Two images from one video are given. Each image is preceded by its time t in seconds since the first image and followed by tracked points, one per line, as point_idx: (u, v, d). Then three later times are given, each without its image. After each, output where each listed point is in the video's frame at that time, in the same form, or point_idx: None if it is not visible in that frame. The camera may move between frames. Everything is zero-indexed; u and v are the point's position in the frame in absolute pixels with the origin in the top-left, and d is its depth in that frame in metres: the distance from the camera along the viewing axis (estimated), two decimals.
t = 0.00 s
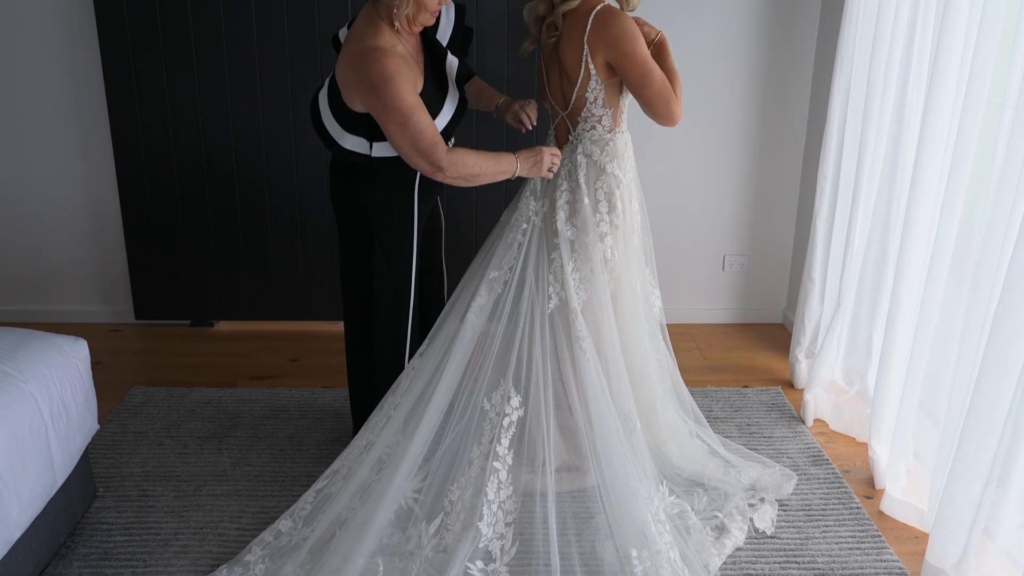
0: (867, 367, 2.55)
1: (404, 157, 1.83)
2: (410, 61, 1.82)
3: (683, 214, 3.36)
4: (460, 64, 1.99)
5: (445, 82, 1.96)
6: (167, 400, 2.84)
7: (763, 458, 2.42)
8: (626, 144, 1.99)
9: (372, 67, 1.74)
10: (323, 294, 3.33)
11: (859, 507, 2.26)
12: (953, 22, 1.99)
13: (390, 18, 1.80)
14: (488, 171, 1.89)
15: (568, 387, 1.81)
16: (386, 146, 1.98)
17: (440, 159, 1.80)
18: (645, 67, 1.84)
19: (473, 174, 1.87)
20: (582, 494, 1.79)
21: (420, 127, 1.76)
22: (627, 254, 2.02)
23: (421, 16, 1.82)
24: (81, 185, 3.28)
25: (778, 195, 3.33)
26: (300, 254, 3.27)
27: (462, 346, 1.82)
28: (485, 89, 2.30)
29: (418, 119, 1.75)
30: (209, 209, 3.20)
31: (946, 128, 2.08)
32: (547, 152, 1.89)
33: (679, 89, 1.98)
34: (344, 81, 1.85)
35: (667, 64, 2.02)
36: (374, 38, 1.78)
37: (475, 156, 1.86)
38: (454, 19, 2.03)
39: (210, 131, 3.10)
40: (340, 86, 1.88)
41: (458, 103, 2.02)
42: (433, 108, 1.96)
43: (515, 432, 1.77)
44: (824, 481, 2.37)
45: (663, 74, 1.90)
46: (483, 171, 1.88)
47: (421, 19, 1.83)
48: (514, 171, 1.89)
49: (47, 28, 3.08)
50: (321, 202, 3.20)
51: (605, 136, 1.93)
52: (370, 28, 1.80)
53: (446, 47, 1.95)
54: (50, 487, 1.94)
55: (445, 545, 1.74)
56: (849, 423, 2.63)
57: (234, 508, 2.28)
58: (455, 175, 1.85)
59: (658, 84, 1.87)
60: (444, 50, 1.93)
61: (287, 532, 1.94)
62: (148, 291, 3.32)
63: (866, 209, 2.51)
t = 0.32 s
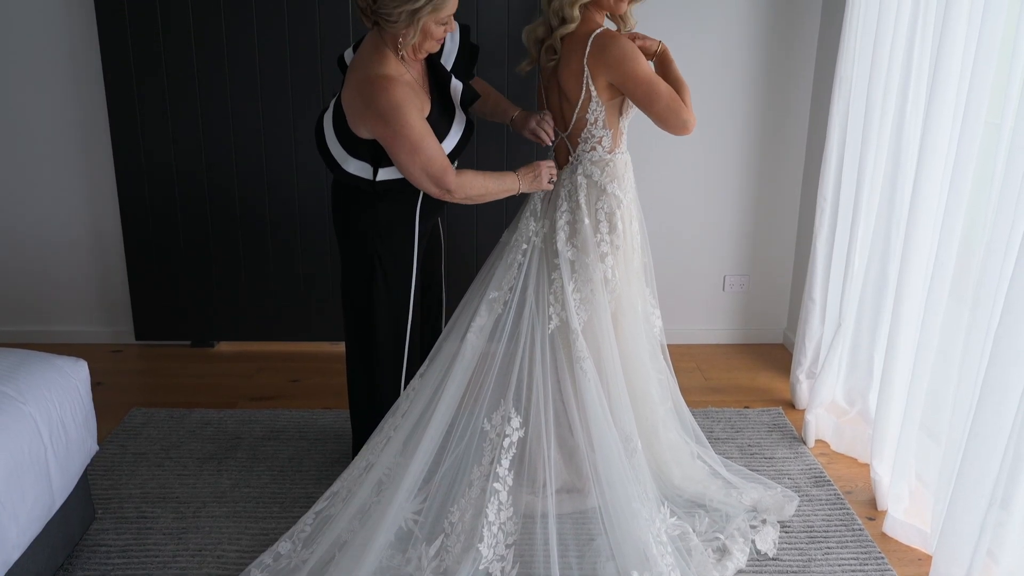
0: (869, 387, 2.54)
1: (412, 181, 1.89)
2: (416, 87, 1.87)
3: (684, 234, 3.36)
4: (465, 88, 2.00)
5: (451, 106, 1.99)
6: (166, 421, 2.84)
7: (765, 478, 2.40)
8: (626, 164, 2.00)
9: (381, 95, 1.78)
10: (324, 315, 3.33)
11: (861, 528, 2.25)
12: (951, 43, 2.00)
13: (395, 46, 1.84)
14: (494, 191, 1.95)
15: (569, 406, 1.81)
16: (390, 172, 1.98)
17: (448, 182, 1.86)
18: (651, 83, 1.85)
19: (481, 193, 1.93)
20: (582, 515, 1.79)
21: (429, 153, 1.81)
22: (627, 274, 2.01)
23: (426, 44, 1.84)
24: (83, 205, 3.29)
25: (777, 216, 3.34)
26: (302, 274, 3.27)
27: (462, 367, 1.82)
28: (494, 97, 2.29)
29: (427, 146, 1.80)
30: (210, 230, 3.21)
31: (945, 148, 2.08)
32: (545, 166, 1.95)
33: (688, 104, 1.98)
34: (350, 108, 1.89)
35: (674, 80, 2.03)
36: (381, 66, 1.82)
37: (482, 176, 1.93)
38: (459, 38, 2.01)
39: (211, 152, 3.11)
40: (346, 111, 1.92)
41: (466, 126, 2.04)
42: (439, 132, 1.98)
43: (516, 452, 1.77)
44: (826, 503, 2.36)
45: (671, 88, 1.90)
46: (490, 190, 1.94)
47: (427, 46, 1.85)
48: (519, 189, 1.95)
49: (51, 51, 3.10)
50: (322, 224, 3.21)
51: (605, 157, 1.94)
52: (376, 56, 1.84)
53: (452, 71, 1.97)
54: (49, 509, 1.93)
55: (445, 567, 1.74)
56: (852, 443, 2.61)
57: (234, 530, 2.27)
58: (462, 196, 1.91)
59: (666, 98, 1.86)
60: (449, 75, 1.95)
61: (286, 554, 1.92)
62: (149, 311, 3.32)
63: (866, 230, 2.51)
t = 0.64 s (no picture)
0: (870, 407, 2.54)
1: (417, 201, 1.92)
2: (420, 111, 1.88)
3: (684, 254, 3.37)
4: (471, 110, 2.02)
5: (457, 128, 2.00)
6: (166, 441, 2.83)
7: (767, 499, 2.38)
8: (625, 184, 1.99)
9: (386, 121, 1.79)
10: (324, 335, 3.33)
11: (864, 549, 2.23)
12: (949, 62, 2.02)
13: (399, 71, 1.85)
14: (498, 209, 1.97)
15: (569, 425, 1.81)
16: (396, 197, 1.99)
17: (453, 202, 1.89)
18: (655, 101, 1.86)
19: (485, 212, 1.95)
20: (583, 536, 1.80)
21: (435, 176, 1.84)
22: (627, 293, 2.01)
23: (431, 71, 1.86)
24: (85, 225, 3.30)
25: (777, 236, 3.35)
26: (302, 294, 3.27)
27: (461, 387, 1.83)
28: (509, 107, 2.29)
29: (433, 169, 1.83)
30: (211, 250, 3.22)
31: (944, 166, 2.09)
32: (544, 183, 1.98)
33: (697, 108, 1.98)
34: (355, 132, 1.91)
35: (674, 85, 2.03)
36: (386, 92, 1.83)
37: (485, 196, 1.95)
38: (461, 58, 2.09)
39: (213, 173, 3.13)
40: (351, 135, 1.93)
41: (471, 146, 2.04)
42: (445, 153, 2.00)
43: (517, 471, 1.78)
44: (828, 523, 2.35)
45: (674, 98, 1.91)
46: (494, 209, 1.97)
47: (431, 73, 1.87)
48: (521, 208, 1.98)
49: (53, 73, 3.12)
50: (323, 245, 3.21)
51: (604, 176, 1.94)
52: (380, 82, 1.85)
53: (458, 96, 2.00)
54: (47, 530, 1.92)
55: None
56: (853, 463, 2.60)
57: (232, 551, 2.26)
58: (467, 215, 1.94)
59: (671, 111, 1.88)
60: (454, 97, 1.97)
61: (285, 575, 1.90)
62: (150, 332, 3.32)
63: (866, 250, 2.52)
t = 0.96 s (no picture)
0: (871, 428, 2.53)
1: (417, 224, 1.92)
2: (421, 136, 1.90)
3: (683, 275, 3.37)
4: (473, 134, 2.05)
5: (459, 152, 2.01)
6: (165, 462, 2.82)
7: (769, 520, 2.36)
8: (623, 205, 1.99)
9: (387, 147, 1.80)
10: (324, 356, 3.32)
11: (866, 571, 2.22)
12: (946, 83, 2.03)
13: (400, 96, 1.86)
14: (497, 231, 1.98)
15: (568, 446, 1.82)
16: (395, 219, 2.00)
17: (452, 225, 1.90)
18: (660, 114, 1.88)
19: (484, 234, 1.96)
20: (585, 558, 1.80)
21: (435, 200, 1.85)
22: (626, 314, 2.00)
23: (432, 99, 1.87)
24: (85, 246, 3.31)
25: (777, 256, 3.36)
26: (302, 315, 3.27)
27: (460, 408, 1.84)
28: (513, 125, 2.30)
29: (433, 194, 1.84)
30: (212, 271, 3.22)
31: (943, 185, 2.09)
32: (542, 206, 1.99)
33: (700, 112, 2.01)
34: (357, 154, 1.92)
35: (673, 90, 2.06)
36: (387, 117, 1.84)
37: (484, 219, 1.96)
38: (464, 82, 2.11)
39: (215, 195, 3.14)
40: (352, 157, 1.95)
41: (471, 171, 2.06)
42: (446, 176, 2.00)
43: (517, 492, 1.78)
44: (830, 545, 2.33)
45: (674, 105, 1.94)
46: (493, 231, 1.97)
47: (432, 100, 1.88)
48: (520, 230, 1.99)
49: (55, 97, 3.14)
50: (324, 266, 3.22)
51: (603, 198, 1.94)
52: (382, 106, 1.86)
53: (459, 121, 2.02)
54: (45, 552, 1.91)
55: None
56: (854, 484, 2.59)
57: (230, 573, 2.25)
58: (467, 237, 1.95)
59: (677, 121, 1.90)
60: (456, 122, 1.99)
61: None
62: (150, 353, 3.33)
63: (865, 270, 2.52)
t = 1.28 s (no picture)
0: (872, 446, 2.52)
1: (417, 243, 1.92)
2: (422, 156, 1.90)
3: (684, 293, 3.37)
4: (473, 156, 2.06)
5: (460, 173, 2.03)
6: (164, 481, 2.81)
7: (770, 539, 2.33)
8: (623, 223, 2.00)
9: (388, 166, 1.81)
10: (324, 374, 3.32)
11: None
12: (944, 102, 2.04)
13: (402, 116, 1.87)
14: (497, 249, 1.98)
15: (569, 464, 1.81)
16: (394, 237, 2.01)
17: (452, 245, 1.90)
18: (667, 126, 1.90)
19: (484, 252, 1.96)
20: None
21: (435, 220, 1.85)
22: (626, 331, 2.00)
23: (434, 120, 1.88)
24: (86, 264, 3.31)
25: (777, 274, 3.36)
26: (302, 333, 3.27)
27: (459, 426, 1.84)
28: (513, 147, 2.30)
29: (433, 213, 1.84)
30: (212, 289, 3.23)
31: (942, 204, 2.10)
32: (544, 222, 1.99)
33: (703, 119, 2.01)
34: (358, 173, 1.92)
35: (673, 100, 2.06)
36: (389, 137, 1.85)
37: (484, 237, 1.96)
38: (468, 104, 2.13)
39: (216, 213, 3.15)
40: (354, 176, 1.95)
41: (471, 193, 2.07)
42: (446, 197, 2.01)
43: (517, 510, 1.78)
44: (832, 564, 2.32)
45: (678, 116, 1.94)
46: (494, 248, 1.98)
47: (434, 122, 1.89)
48: (520, 245, 1.99)
49: (58, 118, 3.16)
50: (324, 284, 3.23)
51: (603, 216, 1.94)
52: (384, 126, 1.87)
53: (461, 141, 2.04)
54: (42, 572, 1.89)
55: None
56: (856, 503, 2.58)
57: None
58: (467, 255, 1.95)
59: (683, 131, 1.92)
60: (459, 144, 2.01)
61: None
62: (150, 371, 3.32)
63: (865, 288, 2.52)
